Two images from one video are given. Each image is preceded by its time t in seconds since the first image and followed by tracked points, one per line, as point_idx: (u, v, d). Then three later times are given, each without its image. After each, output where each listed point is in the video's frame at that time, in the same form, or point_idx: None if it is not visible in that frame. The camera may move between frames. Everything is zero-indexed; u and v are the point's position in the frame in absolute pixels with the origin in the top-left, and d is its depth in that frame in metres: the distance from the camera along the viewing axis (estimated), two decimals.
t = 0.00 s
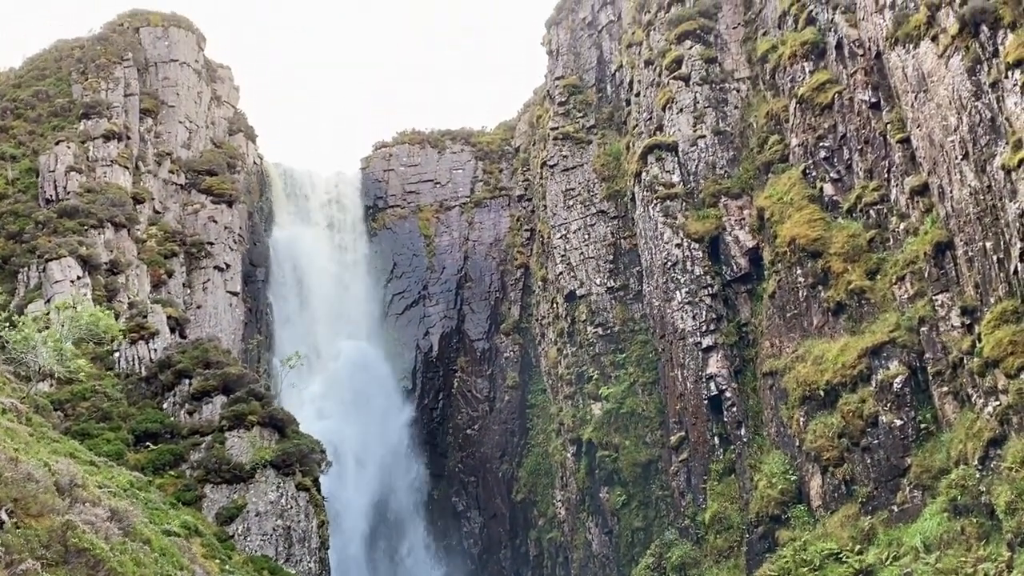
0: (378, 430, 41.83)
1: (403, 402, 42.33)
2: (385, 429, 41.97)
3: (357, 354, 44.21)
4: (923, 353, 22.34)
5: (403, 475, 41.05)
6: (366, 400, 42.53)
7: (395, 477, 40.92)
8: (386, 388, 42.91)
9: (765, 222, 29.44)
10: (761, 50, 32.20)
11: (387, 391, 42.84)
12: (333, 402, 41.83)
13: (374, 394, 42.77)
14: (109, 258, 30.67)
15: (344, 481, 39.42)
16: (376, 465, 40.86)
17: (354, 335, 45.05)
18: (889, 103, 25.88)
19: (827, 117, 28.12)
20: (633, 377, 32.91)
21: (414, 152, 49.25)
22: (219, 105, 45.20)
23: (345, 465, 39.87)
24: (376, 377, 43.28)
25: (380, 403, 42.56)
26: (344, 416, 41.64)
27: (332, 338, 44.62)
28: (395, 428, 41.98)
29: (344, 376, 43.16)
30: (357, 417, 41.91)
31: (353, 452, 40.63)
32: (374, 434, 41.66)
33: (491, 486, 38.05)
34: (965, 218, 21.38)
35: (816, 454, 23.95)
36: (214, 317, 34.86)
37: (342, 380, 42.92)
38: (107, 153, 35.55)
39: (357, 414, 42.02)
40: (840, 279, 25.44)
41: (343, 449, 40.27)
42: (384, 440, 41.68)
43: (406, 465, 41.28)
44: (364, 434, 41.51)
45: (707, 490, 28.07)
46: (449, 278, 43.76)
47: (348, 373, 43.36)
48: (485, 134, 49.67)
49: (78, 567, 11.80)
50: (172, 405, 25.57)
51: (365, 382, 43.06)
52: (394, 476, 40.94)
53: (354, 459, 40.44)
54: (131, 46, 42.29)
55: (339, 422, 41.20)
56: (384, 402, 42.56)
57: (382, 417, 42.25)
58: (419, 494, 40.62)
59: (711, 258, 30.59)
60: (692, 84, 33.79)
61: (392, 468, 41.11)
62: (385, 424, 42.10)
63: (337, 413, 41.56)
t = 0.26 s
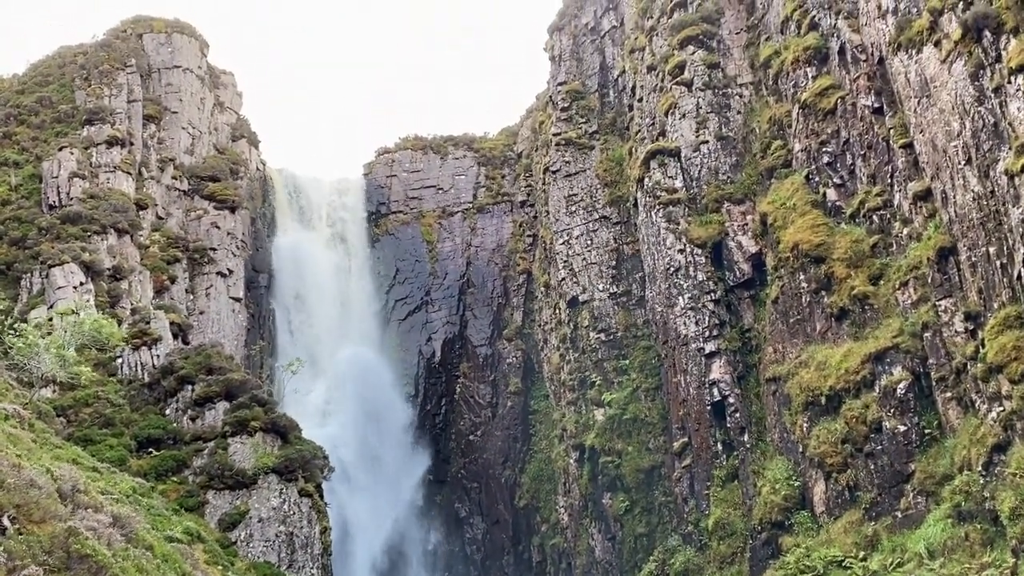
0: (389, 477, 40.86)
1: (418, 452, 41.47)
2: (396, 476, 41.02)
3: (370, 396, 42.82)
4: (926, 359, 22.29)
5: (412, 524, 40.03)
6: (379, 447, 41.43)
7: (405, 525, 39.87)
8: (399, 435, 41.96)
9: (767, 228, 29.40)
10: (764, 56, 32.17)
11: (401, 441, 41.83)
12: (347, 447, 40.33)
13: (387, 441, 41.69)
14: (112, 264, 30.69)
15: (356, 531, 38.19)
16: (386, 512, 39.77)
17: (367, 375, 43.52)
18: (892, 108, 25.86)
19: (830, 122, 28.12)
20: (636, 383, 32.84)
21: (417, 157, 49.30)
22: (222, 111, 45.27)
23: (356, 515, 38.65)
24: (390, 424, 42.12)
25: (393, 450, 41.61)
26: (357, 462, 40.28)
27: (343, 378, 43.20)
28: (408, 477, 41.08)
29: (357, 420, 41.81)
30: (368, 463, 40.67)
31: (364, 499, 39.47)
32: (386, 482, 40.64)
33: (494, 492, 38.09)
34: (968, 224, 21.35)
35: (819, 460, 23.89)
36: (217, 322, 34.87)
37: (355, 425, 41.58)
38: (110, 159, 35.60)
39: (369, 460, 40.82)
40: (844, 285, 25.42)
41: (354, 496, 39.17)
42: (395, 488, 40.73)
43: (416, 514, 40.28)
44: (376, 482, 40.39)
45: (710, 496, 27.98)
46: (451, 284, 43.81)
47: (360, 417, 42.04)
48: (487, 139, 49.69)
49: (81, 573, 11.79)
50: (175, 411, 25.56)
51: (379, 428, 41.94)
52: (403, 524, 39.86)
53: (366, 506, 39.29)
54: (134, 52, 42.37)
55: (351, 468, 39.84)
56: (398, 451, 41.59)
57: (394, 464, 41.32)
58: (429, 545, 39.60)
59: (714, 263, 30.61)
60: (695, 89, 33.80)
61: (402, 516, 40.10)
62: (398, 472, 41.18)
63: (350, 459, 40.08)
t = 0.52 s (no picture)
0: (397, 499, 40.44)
1: (426, 469, 41.19)
2: (404, 499, 40.57)
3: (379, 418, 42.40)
4: (929, 363, 22.28)
5: (418, 545, 39.53)
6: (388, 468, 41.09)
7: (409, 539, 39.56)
8: (408, 458, 41.69)
9: (770, 232, 29.42)
10: (767, 60, 32.18)
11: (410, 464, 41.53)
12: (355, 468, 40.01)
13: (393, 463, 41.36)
14: (115, 267, 30.76)
15: (361, 550, 37.70)
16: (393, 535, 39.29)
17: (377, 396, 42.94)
18: (895, 112, 25.77)
19: (833, 127, 28.14)
20: (638, 387, 32.86)
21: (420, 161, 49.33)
22: (225, 114, 45.36)
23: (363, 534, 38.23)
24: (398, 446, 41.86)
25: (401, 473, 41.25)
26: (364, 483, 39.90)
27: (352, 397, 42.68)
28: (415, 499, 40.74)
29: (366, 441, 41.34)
30: (376, 483, 40.32)
31: (369, 518, 39.16)
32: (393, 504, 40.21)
33: (497, 495, 38.10)
34: (971, 228, 21.35)
35: (822, 465, 23.89)
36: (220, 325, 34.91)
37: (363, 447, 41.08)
38: (114, 162, 35.69)
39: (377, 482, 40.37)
40: (846, 289, 25.45)
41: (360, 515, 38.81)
42: (402, 509, 40.27)
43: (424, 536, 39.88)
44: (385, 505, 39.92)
45: (713, 500, 27.97)
46: (454, 287, 43.93)
47: (369, 437, 41.65)
48: (490, 143, 49.71)
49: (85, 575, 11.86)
50: (178, 414, 25.64)
51: (387, 450, 41.61)
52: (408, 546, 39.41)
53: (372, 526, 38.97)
54: (138, 55, 42.45)
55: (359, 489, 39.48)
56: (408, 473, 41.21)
57: (403, 486, 40.92)
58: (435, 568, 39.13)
59: (716, 267, 30.59)
60: (698, 93, 33.82)
61: (407, 530, 39.82)
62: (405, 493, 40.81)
63: (359, 480, 39.71)
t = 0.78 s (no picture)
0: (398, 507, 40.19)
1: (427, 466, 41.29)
2: (404, 500, 40.48)
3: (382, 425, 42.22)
4: (932, 366, 22.22)
5: (418, 554, 39.31)
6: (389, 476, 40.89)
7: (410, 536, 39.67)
8: (409, 455, 41.76)
9: (773, 234, 29.39)
10: (772, 61, 32.11)
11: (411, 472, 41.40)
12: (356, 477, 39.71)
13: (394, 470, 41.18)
14: (118, 266, 30.79)
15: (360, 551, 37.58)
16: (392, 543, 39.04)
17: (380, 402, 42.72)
18: (899, 115, 25.69)
19: (837, 129, 28.09)
20: (641, 388, 32.85)
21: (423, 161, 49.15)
22: (229, 114, 45.38)
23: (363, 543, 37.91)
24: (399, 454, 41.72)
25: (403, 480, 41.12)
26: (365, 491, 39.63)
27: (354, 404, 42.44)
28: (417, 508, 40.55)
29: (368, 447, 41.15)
30: (377, 479, 40.42)
31: (369, 522, 38.98)
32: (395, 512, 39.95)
33: (499, 496, 38.09)
34: (975, 231, 21.28)
35: (824, 467, 23.86)
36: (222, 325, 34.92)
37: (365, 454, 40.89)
38: (117, 161, 35.74)
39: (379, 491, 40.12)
40: (850, 292, 25.42)
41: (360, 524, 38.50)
42: (403, 516, 40.05)
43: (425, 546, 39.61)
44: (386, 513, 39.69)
45: (715, 502, 27.93)
46: (457, 287, 43.87)
47: (371, 443, 41.50)
48: (494, 144, 49.64)
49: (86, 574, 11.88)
50: (181, 413, 25.67)
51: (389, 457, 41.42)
52: (407, 552, 39.20)
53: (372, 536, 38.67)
54: (142, 55, 42.50)
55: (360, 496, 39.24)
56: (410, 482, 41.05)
57: (405, 493, 40.72)
58: (435, 569, 39.10)
59: (720, 269, 30.48)
60: (702, 95, 33.78)
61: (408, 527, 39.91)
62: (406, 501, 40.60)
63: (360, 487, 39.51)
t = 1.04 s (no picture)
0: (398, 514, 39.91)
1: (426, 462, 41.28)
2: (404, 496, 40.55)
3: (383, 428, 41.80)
4: (933, 367, 22.19)
5: (416, 554, 39.28)
6: (390, 481, 40.64)
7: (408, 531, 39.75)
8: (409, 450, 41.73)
9: (775, 234, 29.33)
10: (775, 62, 32.07)
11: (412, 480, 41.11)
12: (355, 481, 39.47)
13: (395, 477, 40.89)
14: (120, 262, 30.82)
15: (357, 546, 37.65)
16: (392, 548, 38.87)
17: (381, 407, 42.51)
18: (902, 116, 25.68)
19: (840, 129, 28.06)
20: (641, 388, 32.83)
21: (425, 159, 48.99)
22: (231, 111, 45.39)
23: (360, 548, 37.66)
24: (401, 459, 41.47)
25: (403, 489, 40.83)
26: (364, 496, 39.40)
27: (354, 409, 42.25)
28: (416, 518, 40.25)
29: (369, 450, 40.91)
30: (376, 474, 40.44)
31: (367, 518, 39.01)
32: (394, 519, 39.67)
33: (499, 495, 38.03)
34: (977, 232, 21.25)
35: (825, 468, 23.85)
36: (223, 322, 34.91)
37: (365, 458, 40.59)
38: (119, 158, 35.76)
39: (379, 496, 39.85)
40: (851, 293, 25.41)
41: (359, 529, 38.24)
42: (402, 512, 40.06)
43: (424, 554, 39.38)
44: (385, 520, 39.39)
45: (715, 502, 27.93)
46: (458, 286, 43.92)
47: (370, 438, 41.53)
48: (496, 142, 49.59)
49: (85, 570, 11.91)
50: (181, 410, 25.67)
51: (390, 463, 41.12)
52: (407, 557, 39.08)
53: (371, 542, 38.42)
54: (145, 52, 42.51)
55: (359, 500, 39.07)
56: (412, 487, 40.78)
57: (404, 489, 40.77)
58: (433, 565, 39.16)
59: (721, 269, 30.44)
60: (704, 95, 33.77)
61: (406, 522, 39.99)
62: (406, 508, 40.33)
63: (358, 490, 39.32)
